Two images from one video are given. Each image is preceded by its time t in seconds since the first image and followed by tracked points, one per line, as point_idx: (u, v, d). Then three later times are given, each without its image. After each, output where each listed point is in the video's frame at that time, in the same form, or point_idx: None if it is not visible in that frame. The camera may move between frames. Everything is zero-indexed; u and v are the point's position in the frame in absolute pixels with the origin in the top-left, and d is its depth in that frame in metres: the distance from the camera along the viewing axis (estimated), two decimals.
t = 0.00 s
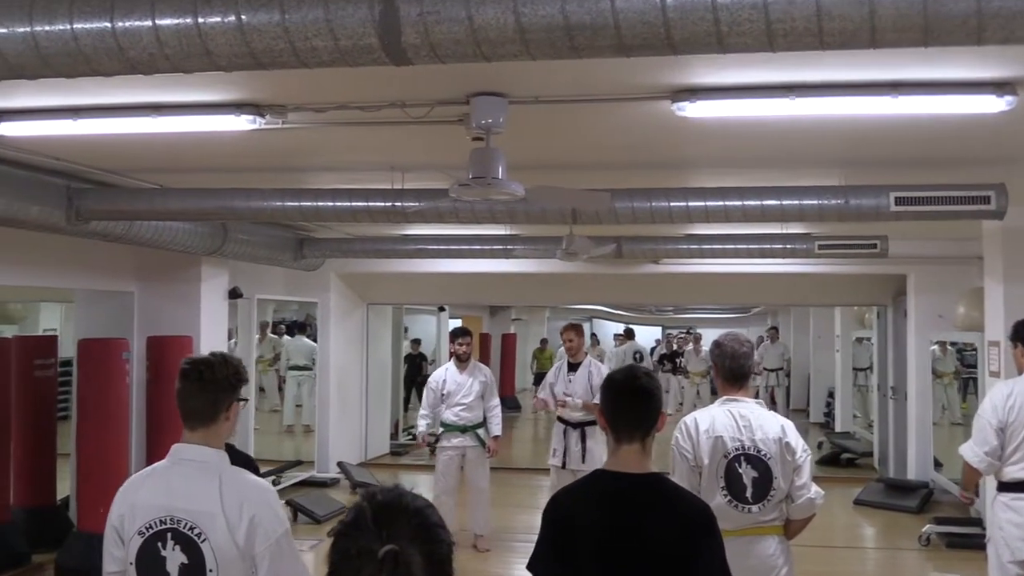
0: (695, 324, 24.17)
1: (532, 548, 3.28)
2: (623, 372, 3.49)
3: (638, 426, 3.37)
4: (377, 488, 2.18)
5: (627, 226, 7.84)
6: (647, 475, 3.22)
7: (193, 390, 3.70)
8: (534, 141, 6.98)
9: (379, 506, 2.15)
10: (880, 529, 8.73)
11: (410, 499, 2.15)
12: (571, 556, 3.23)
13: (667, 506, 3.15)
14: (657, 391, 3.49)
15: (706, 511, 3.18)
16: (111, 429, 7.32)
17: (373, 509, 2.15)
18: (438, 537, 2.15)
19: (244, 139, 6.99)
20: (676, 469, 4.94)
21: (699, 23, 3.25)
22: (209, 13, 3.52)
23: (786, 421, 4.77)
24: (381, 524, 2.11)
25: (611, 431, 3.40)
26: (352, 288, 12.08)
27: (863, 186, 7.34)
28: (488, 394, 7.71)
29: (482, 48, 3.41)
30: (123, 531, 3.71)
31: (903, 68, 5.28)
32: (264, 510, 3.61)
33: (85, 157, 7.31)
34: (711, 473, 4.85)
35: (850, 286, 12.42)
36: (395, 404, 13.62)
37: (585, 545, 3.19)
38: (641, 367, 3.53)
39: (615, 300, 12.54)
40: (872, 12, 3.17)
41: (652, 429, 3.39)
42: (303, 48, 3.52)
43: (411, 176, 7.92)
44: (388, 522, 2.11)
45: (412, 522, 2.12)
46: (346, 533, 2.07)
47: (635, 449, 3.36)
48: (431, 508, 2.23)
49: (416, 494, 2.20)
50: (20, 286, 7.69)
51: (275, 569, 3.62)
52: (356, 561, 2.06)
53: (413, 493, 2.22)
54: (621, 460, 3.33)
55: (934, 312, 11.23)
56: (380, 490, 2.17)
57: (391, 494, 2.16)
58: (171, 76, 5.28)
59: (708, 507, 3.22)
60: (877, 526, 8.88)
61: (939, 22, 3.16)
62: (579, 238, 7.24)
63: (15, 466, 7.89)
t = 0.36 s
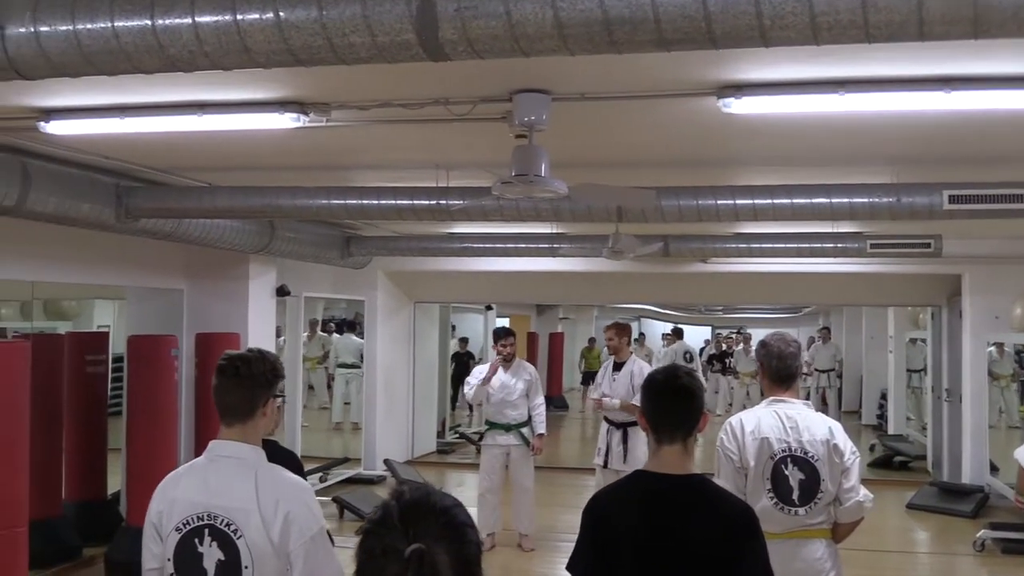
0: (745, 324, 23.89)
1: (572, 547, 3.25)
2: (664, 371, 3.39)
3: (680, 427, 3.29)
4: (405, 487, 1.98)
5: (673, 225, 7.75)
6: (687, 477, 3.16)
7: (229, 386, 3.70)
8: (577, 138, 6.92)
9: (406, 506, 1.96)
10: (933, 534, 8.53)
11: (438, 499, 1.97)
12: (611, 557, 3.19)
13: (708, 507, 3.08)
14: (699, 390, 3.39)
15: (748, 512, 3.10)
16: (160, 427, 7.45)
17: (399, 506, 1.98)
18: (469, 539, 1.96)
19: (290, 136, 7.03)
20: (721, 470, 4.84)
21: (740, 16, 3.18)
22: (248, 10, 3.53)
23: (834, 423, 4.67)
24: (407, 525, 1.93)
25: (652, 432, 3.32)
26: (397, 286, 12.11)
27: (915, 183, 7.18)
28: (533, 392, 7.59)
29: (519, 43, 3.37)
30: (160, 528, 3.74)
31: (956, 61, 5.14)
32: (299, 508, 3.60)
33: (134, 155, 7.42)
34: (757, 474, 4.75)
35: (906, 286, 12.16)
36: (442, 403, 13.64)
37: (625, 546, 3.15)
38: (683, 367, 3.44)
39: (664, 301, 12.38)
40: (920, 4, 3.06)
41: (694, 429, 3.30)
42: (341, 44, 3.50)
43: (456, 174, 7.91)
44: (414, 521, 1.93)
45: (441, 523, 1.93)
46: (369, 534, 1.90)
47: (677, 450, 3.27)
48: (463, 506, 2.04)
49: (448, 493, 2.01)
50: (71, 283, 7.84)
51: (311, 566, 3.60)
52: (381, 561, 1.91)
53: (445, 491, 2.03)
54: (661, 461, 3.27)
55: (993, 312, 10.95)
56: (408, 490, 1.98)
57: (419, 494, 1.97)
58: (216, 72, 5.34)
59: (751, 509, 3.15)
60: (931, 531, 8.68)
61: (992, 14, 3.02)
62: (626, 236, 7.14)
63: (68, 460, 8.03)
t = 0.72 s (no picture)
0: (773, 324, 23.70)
1: (596, 546, 3.21)
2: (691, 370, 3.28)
3: (708, 426, 3.20)
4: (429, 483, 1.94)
5: (701, 222, 7.67)
6: (713, 476, 3.10)
7: (254, 381, 3.66)
8: (602, 133, 6.86)
9: (431, 501, 1.92)
10: (965, 536, 8.41)
11: (464, 496, 1.92)
12: (636, 556, 3.15)
13: (735, 508, 3.02)
14: (727, 387, 3.30)
15: (776, 513, 3.03)
16: (185, 423, 7.47)
17: (422, 504, 1.94)
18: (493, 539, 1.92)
19: (314, 133, 7.02)
20: (748, 469, 4.75)
21: (770, 9, 3.11)
22: (273, 5, 3.50)
23: (864, 423, 4.57)
24: (432, 521, 1.88)
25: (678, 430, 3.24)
26: (422, 283, 12.09)
27: (947, 179, 7.07)
28: (559, 390, 7.54)
29: (545, 37, 3.32)
30: (183, 524, 3.72)
31: (991, 54, 5.04)
32: (322, 508, 3.58)
33: (160, 151, 7.43)
34: (785, 474, 4.66)
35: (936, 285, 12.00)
36: (467, 401, 13.62)
37: (649, 548, 3.10)
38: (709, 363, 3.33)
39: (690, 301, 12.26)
40: None
41: (722, 428, 3.22)
42: (366, 38, 3.46)
43: (481, 170, 7.87)
44: (439, 518, 1.89)
45: (465, 519, 1.89)
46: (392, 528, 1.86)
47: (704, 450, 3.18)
48: (487, 506, 2.00)
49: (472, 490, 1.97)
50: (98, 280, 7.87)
51: (332, 567, 3.57)
52: (405, 559, 1.86)
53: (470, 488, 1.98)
54: (687, 460, 3.20)
55: None
56: (432, 486, 1.94)
57: (444, 490, 1.93)
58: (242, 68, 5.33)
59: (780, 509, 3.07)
60: (962, 533, 8.55)
61: None
62: (654, 233, 7.06)
63: (94, 456, 8.07)
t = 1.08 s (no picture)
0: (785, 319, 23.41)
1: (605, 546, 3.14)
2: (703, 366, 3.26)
3: (719, 424, 3.17)
4: (435, 482, 2.01)
5: (715, 216, 7.45)
6: (727, 476, 3.03)
7: (253, 380, 3.50)
8: (612, 124, 6.65)
9: (436, 500, 1.98)
10: (986, 538, 8.19)
11: (469, 496, 1.98)
12: (646, 558, 3.08)
13: (748, 507, 2.95)
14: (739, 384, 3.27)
15: (790, 514, 2.97)
16: (184, 423, 7.29)
17: (428, 503, 2.00)
18: (497, 537, 1.97)
19: (315, 124, 6.82)
20: (760, 469, 4.54)
21: None
22: None
23: (882, 420, 4.38)
24: (437, 520, 1.94)
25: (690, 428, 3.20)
26: (425, 277, 11.91)
27: (967, 169, 6.84)
28: (566, 388, 7.34)
29: (553, 24, 3.11)
30: (182, 527, 3.55)
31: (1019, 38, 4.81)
32: (326, 507, 3.42)
33: (157, 143, 7.24)
34: (799, 474, 4.46)
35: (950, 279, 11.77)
36: (472, 398, 13.43)
37: (658, 558, 3.04)
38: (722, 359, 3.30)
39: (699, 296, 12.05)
40: None
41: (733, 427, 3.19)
42: (369, 25, 3.23)
43: (486, 162, 7.67)
44: (444, 519, 1.94)
45: (470, 517, 1.95)
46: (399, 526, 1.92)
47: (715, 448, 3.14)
48: (492, 505, 2.05)
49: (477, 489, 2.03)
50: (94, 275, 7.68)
51: (338, 570, 3.41)
52: (409, 558, 1.92)
53: (475, 487, 2.05)
54: (700, 458, 3.16)
55: None
56: (438, 485, 2.00)
57: (449, 489, 1.99)
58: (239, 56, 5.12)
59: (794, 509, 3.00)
60: (983, 535, 8.34)
61: None
62: (665, 226, 6.86)
63: (89, 454, 7.89)
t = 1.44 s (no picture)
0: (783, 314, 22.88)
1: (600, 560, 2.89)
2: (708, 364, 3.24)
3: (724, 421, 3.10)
4: (416, 490, 1.87)
5: (719, 203, 6.93)
6: (733, 481, 2.79)
7: (218, 382, 3.27)
8: (606, 103, 6.12)
9: (417, 509, 1.83)
10: (1010, 548, 7.70)
11: (452, 504, 1.83)
12: (644, 571, 2.83)
13: (751, 514, 2.71)
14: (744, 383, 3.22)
15: (799, 520, 2.74)
16: (144, 428, 6.74)
17: (410, 511, 1.85)
18: (485, 549, 1.81)
19: (285, 104, 6.27)
20: (769, 475, 4.31)
21: None
22: None
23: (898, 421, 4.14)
24: (418, 530, 1.80)
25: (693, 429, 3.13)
26: (405, 272, 11.39)
27: (990, 151, 6.34)
28: (558, 389, 6.81)
29: None
30: (144, 539, 3.30)
31: None
32: (298, 518, 3.17)
33: (116, 125, 6.68)
34: (810, 479, 4.23)
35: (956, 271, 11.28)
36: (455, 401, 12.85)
37: (657, 568, 2.79)
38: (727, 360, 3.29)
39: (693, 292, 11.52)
40: None
41: (737, 426, 3.11)
42: None
43: (471, 144, 7.13)
44: (425, 527, 1.80)
45: (454, 528, 1.80)
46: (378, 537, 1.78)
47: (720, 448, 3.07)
48: (481, 514, 1.90)
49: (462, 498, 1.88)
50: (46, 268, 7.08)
51: None
52: (388, 571, 1.78)
53: (461, 495, 1.90)
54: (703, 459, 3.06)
55: None
56: (420, 493, 1.86)
57: (432, 497, 1.85)
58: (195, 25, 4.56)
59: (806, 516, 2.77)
60: (1007, 544, 7.85)
61: None
62: (666, 213, 6.32)
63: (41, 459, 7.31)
